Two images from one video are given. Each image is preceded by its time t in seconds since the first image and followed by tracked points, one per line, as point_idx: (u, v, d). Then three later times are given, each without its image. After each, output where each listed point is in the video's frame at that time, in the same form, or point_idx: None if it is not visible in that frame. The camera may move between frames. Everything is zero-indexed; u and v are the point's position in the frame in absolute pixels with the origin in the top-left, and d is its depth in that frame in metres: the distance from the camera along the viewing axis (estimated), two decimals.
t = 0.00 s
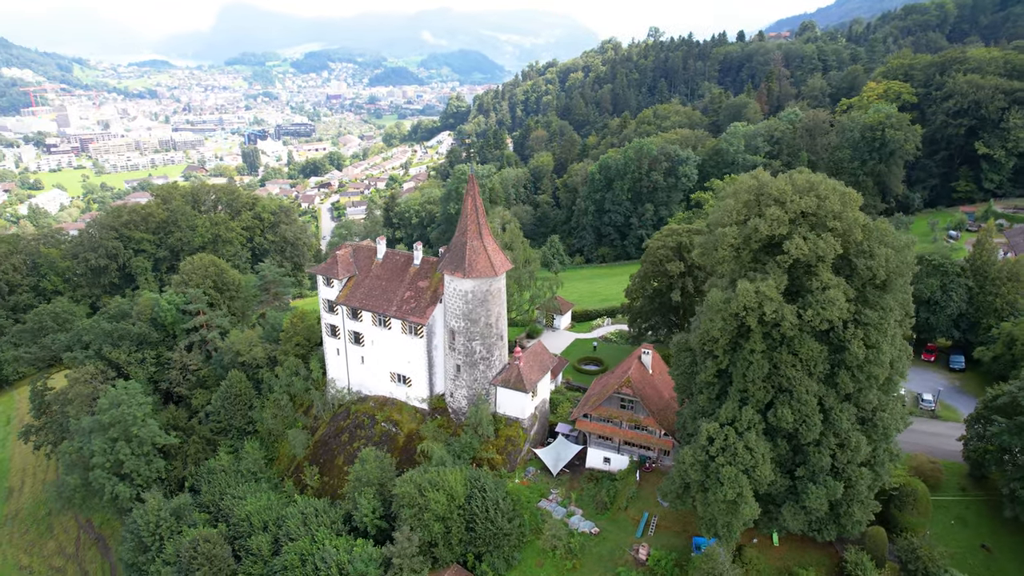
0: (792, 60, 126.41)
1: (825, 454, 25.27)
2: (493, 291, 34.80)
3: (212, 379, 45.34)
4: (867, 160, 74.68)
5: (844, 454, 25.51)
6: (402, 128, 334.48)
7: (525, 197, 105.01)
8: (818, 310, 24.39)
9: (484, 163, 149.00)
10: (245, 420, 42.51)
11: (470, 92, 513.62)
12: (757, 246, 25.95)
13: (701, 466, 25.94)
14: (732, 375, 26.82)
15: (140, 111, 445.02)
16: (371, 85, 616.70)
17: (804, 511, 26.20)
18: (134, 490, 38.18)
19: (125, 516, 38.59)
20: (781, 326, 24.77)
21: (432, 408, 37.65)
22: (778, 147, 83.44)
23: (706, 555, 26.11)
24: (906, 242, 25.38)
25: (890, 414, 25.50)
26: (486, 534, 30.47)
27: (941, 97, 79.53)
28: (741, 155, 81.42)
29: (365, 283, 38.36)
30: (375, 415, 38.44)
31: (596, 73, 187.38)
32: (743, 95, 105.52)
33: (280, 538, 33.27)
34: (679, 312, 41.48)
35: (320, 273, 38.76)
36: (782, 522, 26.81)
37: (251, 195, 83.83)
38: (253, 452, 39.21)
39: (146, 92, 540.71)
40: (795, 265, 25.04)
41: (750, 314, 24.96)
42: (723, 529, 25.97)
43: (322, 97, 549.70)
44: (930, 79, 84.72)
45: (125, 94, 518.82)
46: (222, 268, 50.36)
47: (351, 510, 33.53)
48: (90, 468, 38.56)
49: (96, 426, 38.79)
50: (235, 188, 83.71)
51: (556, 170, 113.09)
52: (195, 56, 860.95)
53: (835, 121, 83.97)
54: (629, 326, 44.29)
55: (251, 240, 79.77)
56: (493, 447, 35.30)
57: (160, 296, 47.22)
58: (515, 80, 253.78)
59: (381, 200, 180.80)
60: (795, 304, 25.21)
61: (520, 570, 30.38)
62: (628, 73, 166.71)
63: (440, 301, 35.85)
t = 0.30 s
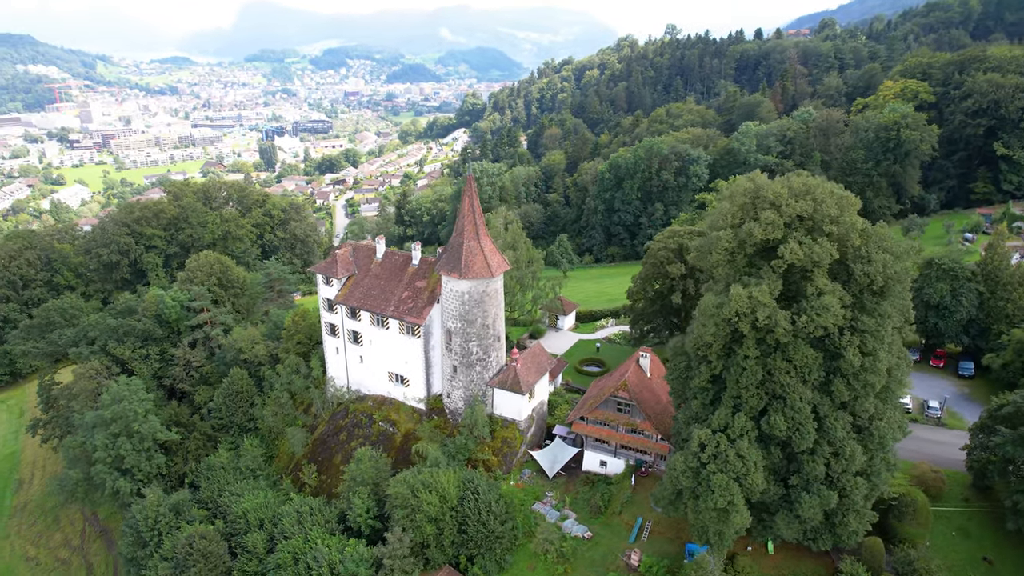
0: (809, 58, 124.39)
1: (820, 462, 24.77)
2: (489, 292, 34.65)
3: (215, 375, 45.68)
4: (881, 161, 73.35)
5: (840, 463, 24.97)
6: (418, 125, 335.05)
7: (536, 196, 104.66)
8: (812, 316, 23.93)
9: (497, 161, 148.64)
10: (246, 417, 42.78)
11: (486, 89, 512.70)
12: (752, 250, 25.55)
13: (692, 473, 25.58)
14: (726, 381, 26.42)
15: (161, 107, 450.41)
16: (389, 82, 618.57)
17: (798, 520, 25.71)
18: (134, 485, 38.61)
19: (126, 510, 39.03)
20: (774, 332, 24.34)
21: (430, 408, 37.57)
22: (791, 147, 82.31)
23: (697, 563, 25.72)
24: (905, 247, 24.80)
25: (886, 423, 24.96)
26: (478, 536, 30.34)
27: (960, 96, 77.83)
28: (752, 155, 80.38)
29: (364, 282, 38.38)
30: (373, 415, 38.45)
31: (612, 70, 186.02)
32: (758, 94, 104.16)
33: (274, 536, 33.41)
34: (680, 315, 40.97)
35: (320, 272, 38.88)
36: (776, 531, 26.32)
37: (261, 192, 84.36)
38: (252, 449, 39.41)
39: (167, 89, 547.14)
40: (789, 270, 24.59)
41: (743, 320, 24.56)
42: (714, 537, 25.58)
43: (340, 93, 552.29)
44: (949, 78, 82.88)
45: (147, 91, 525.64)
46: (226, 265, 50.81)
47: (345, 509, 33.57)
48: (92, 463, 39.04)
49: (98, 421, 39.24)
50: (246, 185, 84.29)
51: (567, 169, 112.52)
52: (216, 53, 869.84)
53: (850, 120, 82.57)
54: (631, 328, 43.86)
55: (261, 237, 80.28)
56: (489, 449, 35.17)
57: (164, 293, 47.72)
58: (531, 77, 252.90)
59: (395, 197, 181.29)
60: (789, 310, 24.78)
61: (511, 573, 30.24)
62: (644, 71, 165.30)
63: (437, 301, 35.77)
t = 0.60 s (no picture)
0: (829, 56, 122.14)
1: (812, 473, 24.30)
2: (487, 293, 34.54)
3: (219, 371, 46.09)
4: (897, 161, 71.80)
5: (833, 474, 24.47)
6: (435, 121, 335.20)
7: (548, 194, 104.14)
8: (805, 324, 23.47)
9: (511, 158, 148.17)
10: (248, 414, 43.11)
11: (505, 85, 511.32)
12: (745, 255, 25.21)
13: (681, 481, 25.23)
14: (718, 388, 26.04)
15: (183, 102, 456.00)
16: (408, 78, 619.86)
17: (790, 530, 25.22)
18: (136, 480, 39.10)
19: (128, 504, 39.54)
20: (766, 339, 23.94)
21: (427, 408, 37.57)
22: (805, 146, 81.02)
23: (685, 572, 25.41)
24: (903, 255, 24.25)
25: (881, 434, 24.44)
26: (468, 539, 30.25)
27: (981, 96, 75.84)
28: (765, 154, 79.21)
29: (363, 282, 38.42)
30: (371, 414, 38.48)
31: (629, 67, 184.41)
32: (774, 92, 102.65)
33: (269, 534, 33.60)
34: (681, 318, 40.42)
35: (320, 271, 39.04)
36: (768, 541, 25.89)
37: (273, 188, 84.93)
38: (251, 446, 39.68)
39: (189, 84, 553.54)
40: (783, 277, 24.19)
41: (734, 327, 24.19)
42: (703, 546, 25.19)
43: (359, 89, 554.49)
44: (970, 76, 80.84)
45: (170, 86, 532.46)
46: (231, 262, 51.47)
47: (339, 508, 33.63)
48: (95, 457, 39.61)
49: (101, 416, 39.73)
50: (258, 182, 84.90)
51: (580, 167, 111.85)
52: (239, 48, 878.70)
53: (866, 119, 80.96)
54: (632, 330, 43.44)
55: (272, 233, 80.80)
56: (485, 450, 35.09)
57: (170, 289, 48.33)
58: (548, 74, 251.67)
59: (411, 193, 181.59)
60: (782, 318, 24.36)
61: None
62: (661, 68, 163.66)
63: (434, 302, 35.73)
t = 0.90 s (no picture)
0: (850, 53, 119.67)
1: (803, 484, 23.84)
2: (484, 295, 34.45)
3: (223, 368, 46.56)
4: (914, 161, 70.22)
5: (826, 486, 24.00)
6: (453, 116, 334.98)
7: (560, 191, 103.57)
8: (797, 333, 23.05)
9: (526, 155, 147.63)
10: (250, 411, 43.50)
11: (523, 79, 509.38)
12: (738, 262, 24.87)
13: (670, 489, 24.94)
14: (710, 396, 25.69)
15: (205, 97, 460.92)
16: (427, 73, 620.40)
17: (781, 542, 24.75)
18: (139, 474, 39.66)
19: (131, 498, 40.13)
20: (758, 348, 23.56)
21: (424, 409, 37.58)
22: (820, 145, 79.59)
23: None
24: (900, 264, 23.73)
25: (875, 446, 23.93)
26: (459, 541, 30.25)
27: (1004, 94, 73.76)
28: (779, 153, 77.97)
29: (362, 281, 38.51)
30: (369, 413, 38.61)
31: (647, 62, 182.48)
32: (791, 89, 100.97)
33: (264, 531, 33.91)
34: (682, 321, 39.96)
35: (320, 270, 39.19)
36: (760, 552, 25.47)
37: (285, 185, 85.44)
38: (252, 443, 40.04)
39: (212, 78, 559.41)
40: (776, 285, 23.81)
41: (725, 335, 23.84)
42: (692, 556, 24.85)
43: (378, 84, 556.17)
44: (993, 74, 78.68)
45: (193, 80, 538.72)
46: (238, 260, 52.01)
47: (334, 508, 33.82)
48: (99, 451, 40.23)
49: (105, 411, 40.35)
50: (270, 178, 85.42)
51: (593, 164, 111.03)
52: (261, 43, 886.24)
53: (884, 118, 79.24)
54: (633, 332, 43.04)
55: (283, 229, 81.25)
56: (480, 452, 35.06)
57: (177, 286, 48.96)
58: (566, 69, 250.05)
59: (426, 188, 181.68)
60: (774, 326, 23.98)
61: None
62: (679, 64, 161.72)
63: (432, 303, 35.68)
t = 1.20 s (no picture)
0: (872, 48, 117.14)
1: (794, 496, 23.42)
2: (481, 296, 34.39)
3: (228, 364, 47.07)
4: (932, 161, 68.64)
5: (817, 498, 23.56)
6: (471, 111, 334.38)
7: (572, 188, 102.91)
8: (788, 342, 22.71)
9: (541, 150, 146.87)
10: (253, 407, 43.96)
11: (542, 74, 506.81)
12: (730, 269, 24.65)
13: (659, 498, 24.69)
14: (701, 405, 25.40)
15: (227, 90, 464.93)
16: (447, 67, 619.93)
17: (772, 554, 24.30)
18: (142, 468, 40.24)
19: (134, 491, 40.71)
20: (747, 357, 23.25)
21: (422, 409, 37.64)
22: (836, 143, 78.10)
23: None
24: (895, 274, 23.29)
25: (868, 459, 23.47)
26: (450, 543, 30.29)
27: None
28: (793, 152, 76.69)
29: (361, 281, 38.61)
30: (367, 412, 38.77)
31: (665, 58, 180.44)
32: (809, 86, 99.14)
33: (260, 528, 34.21)
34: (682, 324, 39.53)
35: (320, 270, 39.35)
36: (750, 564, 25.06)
37: (296, 180, 85.83)
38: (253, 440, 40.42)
39: (234, 71, 564.22)
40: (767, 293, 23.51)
41: (715, 343, 23.56)
42: (680, 565, 24.53)
43: (398, 77, 556.99)
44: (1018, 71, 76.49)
45: (215, 74, 543.92)
46: (244, 255, 51.92)
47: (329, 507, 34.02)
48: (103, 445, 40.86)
49: (109, 406, 40.95)
50: (282, 174, 85.83)
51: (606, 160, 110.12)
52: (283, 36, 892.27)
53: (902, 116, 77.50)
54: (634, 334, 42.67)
55: (294, 225, 81.56)
56: (476, 454, 35.04)
57: (184, 283, 49.54)
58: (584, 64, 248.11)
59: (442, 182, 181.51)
60: (765, 335, 23.67)
61: None
62: (697, 59, 159.57)
63: (429, 304, 35.71)
